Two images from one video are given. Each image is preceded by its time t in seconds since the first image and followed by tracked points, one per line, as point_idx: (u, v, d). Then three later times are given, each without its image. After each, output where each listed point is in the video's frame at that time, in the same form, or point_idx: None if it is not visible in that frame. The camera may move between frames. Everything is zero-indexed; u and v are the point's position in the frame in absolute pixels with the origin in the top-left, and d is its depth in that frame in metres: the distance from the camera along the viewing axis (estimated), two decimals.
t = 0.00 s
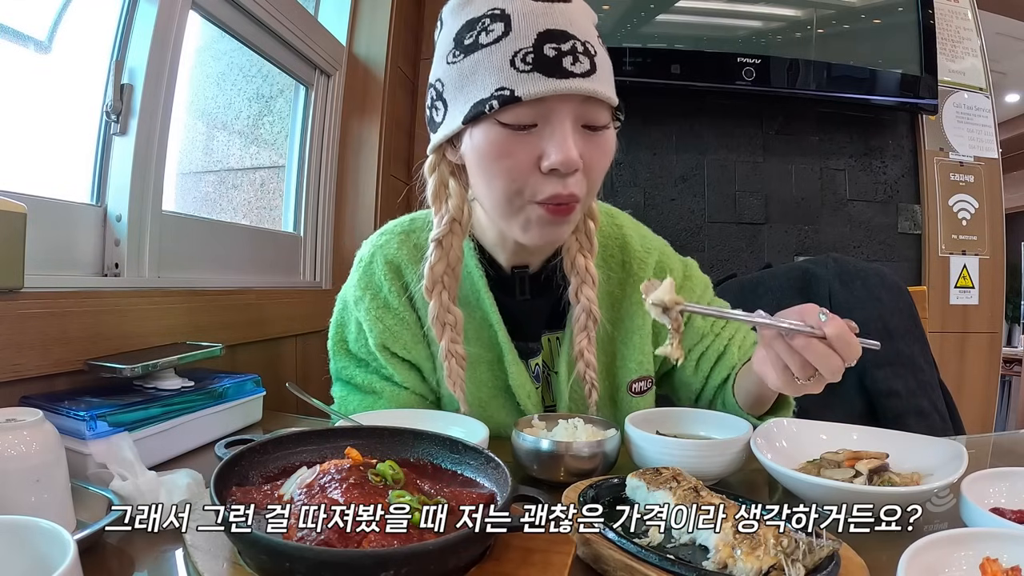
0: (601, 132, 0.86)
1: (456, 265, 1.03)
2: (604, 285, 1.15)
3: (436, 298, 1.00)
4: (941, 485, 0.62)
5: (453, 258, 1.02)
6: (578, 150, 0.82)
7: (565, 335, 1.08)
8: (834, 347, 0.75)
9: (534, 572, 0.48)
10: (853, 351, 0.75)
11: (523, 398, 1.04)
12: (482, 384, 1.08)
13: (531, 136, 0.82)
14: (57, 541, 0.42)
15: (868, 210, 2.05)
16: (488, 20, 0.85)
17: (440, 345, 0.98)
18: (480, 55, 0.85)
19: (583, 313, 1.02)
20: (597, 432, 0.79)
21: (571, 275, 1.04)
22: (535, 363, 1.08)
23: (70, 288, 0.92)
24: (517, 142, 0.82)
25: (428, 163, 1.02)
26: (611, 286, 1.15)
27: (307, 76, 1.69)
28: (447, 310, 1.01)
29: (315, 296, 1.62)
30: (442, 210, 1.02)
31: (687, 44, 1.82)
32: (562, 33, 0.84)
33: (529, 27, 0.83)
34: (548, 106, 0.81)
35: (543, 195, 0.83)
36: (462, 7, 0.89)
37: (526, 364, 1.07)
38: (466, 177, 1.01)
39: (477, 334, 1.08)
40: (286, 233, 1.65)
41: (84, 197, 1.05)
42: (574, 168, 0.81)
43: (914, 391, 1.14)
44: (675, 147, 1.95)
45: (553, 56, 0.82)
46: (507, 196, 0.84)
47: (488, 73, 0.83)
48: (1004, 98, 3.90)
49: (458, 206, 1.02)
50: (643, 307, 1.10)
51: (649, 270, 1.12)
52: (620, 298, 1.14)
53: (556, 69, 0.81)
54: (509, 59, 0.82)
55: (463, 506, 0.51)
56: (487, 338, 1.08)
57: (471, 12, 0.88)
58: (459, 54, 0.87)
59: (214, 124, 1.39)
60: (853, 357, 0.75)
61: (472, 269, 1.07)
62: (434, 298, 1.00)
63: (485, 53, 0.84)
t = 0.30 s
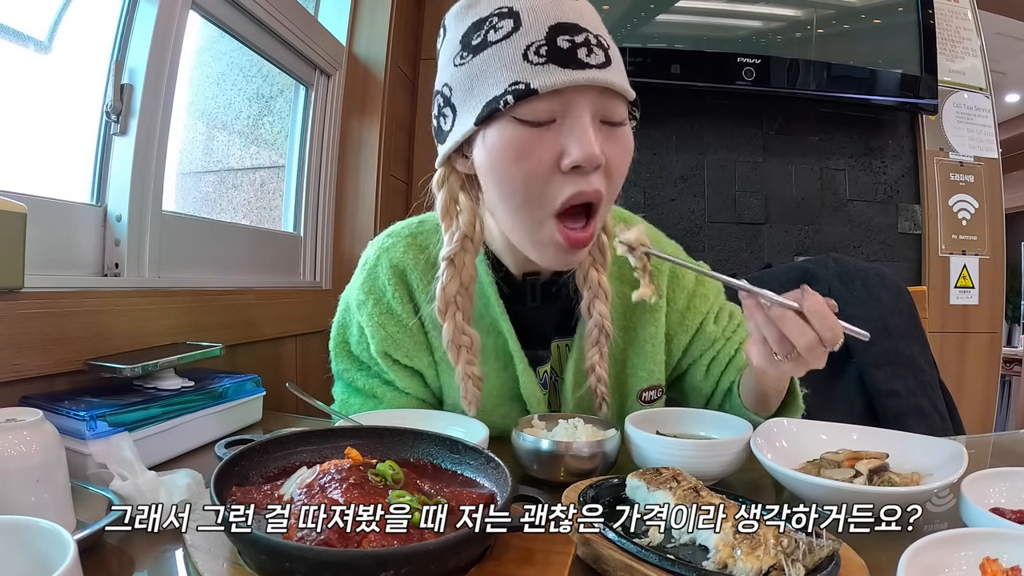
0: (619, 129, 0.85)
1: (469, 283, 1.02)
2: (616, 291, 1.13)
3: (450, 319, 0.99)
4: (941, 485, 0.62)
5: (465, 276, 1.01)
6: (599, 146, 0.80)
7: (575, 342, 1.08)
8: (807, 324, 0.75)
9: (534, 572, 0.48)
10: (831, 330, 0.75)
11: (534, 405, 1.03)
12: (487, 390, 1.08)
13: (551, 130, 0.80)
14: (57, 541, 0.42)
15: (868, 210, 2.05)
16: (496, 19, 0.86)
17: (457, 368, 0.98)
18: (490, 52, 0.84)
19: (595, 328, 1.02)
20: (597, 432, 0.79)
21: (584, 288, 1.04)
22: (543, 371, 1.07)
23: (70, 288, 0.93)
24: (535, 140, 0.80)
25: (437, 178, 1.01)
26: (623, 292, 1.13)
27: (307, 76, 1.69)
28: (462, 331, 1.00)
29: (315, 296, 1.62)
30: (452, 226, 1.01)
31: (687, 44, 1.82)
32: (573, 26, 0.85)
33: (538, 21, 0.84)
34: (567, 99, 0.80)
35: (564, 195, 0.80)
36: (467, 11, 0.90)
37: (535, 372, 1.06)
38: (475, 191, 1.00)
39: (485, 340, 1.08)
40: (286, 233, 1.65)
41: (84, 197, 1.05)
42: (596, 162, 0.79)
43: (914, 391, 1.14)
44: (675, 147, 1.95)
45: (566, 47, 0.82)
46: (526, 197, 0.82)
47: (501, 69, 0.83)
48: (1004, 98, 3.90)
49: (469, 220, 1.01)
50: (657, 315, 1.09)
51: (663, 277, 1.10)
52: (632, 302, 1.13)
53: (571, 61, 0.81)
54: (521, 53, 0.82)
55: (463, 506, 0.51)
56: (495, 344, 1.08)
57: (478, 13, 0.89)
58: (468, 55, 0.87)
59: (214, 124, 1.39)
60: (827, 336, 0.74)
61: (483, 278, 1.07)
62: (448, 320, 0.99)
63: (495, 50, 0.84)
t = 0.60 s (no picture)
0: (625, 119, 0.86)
1: (482, 292, 1.01)
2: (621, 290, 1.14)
3: (465, 331, 0.98)
4: (941, 485, 0.62)
5: (478, 285, 1.00)
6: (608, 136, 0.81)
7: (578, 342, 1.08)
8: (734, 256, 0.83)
9: (534, 572, 0.48)
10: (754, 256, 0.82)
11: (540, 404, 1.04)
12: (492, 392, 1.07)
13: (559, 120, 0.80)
14: (57, 541, 0.42)
15: (868, 210, 2.05)
16: (494, 21, 0.87)
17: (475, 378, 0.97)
18: (491, 53, 0.85)
19: (602, 329, 1.03)
20: (597, 432, 0.79)
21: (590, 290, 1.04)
22: (547, 372, 1.07)
23: (70, 288, 0.92)
24: (545, 132, 0.80)
25: (440, 189, 1.02)
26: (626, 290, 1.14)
27: (307, 76, 1.69)
28: (477, 340, 0.99)
29: (315, 296, 1.62)
30: (461, 237, 1.01)
31: (687, 44, 1.82)
32: (571, 22, 0.86)
33: (537, 19, 0.85)
34: (573, 89, 0.81)
35: (577, 187, 0.80)
36: (462, 18, 0.91)
37: (539, 372, 1.06)
38: (481, 200, 1.01)
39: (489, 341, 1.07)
40: (286, 233, 1.65)
41: (84, 198, 1.05)
42: (607, 150, 0.79)
43: (914, 391, 1.14)
44: (675, 147, 1.95)
45: (567, 40, 0.83)
46: (538, 189, 0.81)
47: (505, 66, 0.83)
48: (1004, 98, 3.90)
49: (478, 229, 1.00)
50: (660, 312, 1.10)
51: (664, 274, 1.13)
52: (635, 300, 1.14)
53: (573, 52, 0.81)
54: (523, 49, 0.83)
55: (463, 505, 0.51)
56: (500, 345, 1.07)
57: (474, 19, 0.90)
58: (468, 58, 0.88)
59: (214, 124, 1.39)
60: (750, 269, 0.81)
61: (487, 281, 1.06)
62: (464, 331, 0.98)
63: (496, 50, 0.85)
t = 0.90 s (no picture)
0: (626, 131, 0.87)
1: (485, 297, 1.01)
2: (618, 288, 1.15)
3: (470, 335, 0.99)
4: (941, 485, 0.62)
5: (481, 290, 1.00)
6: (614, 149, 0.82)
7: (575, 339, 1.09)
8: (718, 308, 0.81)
9: (534, 572, 0.48)
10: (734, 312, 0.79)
11: (537, 402, 1.03)
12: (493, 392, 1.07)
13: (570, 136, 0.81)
14: (57, 541, 0.42)
15: (868, 210, 2.05)
16: (502, 30, 0.86)
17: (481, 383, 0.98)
18: (502, 64, 0.85)
19: (598, 325, 1.04)
20: (597, 432, 0.79)
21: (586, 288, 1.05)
22: (545, 369, 1.07)
23: (70, 288, 0.92)
24: (557, 147, 0.81)
25: (442, 194, 1.02)
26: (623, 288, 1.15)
27: (307, 77, 1.69)
28: (482, 344, 0.99)
29: (315, 296, 1.63)
30: (463, 244, 1.00)
31: (687, 44, 1.82)
32: (579, 35, 0.86)
33: (546, 31, 0.85)
34: (583, 106, 0.81)
35: (589, 201, 0.81)
36: (466, 22, 0.90)
37: (537, 370, 1.06)
38: (483, 207, 1.01)
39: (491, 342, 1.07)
40: (286, 233, 1.65)
41: (84, 198, 1.05)
42: (614, 166, 0.80)
43: (914, 391, 1.14)
44: (675, 147, 1.95)
45: (578, 55, 0.83)
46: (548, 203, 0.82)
47: (516, 80, 0.83)
48: (1004, 98, 3.90)
49: (479, 235, 1.01)
50: (655, 309, 1.11)
51: (660, 272, 1.14)
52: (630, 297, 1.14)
53: (584, 69, 0.82)
54: (535, 64, 0.83)
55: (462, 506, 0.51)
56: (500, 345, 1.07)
57: (479, 24, 0.89)
58: (475, 68, 0.87)
59: (214, 124, 1.39)
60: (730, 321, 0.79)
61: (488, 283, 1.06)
62: (469, 335, 0.98)
63: (507, 62, 0.84)
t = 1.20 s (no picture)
0: (594, 151, 0.88)
1: (461, 261, 1.04)
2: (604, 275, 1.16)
3: (440, 291, 1.01)
4: (940, 485, 0.62)
5: (459, 254, 1.03)
6: (572, 171, 0.85)
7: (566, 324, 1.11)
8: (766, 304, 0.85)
9: (534, 572, 0.48)
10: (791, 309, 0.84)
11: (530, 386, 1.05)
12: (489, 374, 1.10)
13: (530, 162, 0.84)
14: (57, 541, 0.42)
15: (868, 210, 2.05)
16: (486, 47, 0.86)
17: (445, 337, 1.00)
18: (478, 84, 0.86)
19: (579, 300, 1.05)
20: (597, 432, 0.79)
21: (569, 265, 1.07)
22: (538, 353, 1.09)
23: (70, 288, 0.92)
24: (516, 168, 0.84)
25: (434, 168, 1.04)
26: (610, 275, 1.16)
27: (307, 76, 1.69)
28: (452, 302, 1.02)
29: (315, 296, 1.63)
30: (448, 211, 1.02)
31: (687, 44, 1.82)
32: (558, 62, 0.85)
33: (525, 56, 0.84)
34: (545, 135, 0.83)
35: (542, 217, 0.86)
36: (459, 26, 0.90)
37: (530, 353, 1.08)
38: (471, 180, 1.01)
39: (482, 323, 1.10)
40: (286, 233, 1.65)
41: (84, 197, 1.05)
42: (569, 192, 0.83)
43: (914, 391, 1.14)
44: (675, 147, 1.95)
45: (548, 88, 0.83)
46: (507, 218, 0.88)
47: (486, 102, 0.85)
48: (1004, 98, 3.90)
49: (463, 206, 1.02)
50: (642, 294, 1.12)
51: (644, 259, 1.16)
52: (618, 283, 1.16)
53: (551, 102, 0.82)
54: (505, 92, 0.84)
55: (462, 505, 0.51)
56: (493, 327, 1.09)
57: (468, 34, 0.88)
58: (459, 79, 0.89)
59: (214, 124, 1.39)
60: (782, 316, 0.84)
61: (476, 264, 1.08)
62: (438, 291, 1.01)
63: (483, 83, 0.85)
